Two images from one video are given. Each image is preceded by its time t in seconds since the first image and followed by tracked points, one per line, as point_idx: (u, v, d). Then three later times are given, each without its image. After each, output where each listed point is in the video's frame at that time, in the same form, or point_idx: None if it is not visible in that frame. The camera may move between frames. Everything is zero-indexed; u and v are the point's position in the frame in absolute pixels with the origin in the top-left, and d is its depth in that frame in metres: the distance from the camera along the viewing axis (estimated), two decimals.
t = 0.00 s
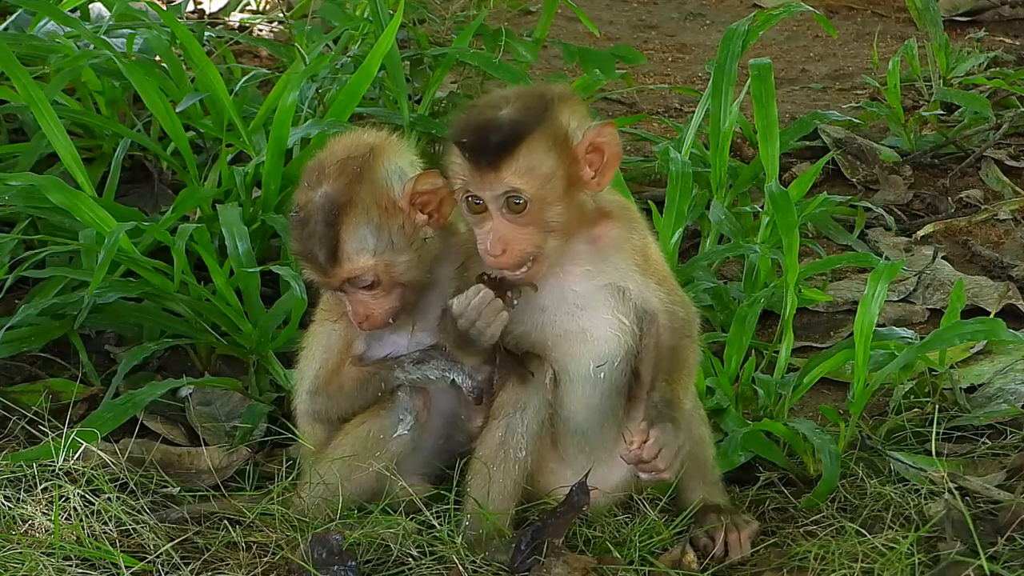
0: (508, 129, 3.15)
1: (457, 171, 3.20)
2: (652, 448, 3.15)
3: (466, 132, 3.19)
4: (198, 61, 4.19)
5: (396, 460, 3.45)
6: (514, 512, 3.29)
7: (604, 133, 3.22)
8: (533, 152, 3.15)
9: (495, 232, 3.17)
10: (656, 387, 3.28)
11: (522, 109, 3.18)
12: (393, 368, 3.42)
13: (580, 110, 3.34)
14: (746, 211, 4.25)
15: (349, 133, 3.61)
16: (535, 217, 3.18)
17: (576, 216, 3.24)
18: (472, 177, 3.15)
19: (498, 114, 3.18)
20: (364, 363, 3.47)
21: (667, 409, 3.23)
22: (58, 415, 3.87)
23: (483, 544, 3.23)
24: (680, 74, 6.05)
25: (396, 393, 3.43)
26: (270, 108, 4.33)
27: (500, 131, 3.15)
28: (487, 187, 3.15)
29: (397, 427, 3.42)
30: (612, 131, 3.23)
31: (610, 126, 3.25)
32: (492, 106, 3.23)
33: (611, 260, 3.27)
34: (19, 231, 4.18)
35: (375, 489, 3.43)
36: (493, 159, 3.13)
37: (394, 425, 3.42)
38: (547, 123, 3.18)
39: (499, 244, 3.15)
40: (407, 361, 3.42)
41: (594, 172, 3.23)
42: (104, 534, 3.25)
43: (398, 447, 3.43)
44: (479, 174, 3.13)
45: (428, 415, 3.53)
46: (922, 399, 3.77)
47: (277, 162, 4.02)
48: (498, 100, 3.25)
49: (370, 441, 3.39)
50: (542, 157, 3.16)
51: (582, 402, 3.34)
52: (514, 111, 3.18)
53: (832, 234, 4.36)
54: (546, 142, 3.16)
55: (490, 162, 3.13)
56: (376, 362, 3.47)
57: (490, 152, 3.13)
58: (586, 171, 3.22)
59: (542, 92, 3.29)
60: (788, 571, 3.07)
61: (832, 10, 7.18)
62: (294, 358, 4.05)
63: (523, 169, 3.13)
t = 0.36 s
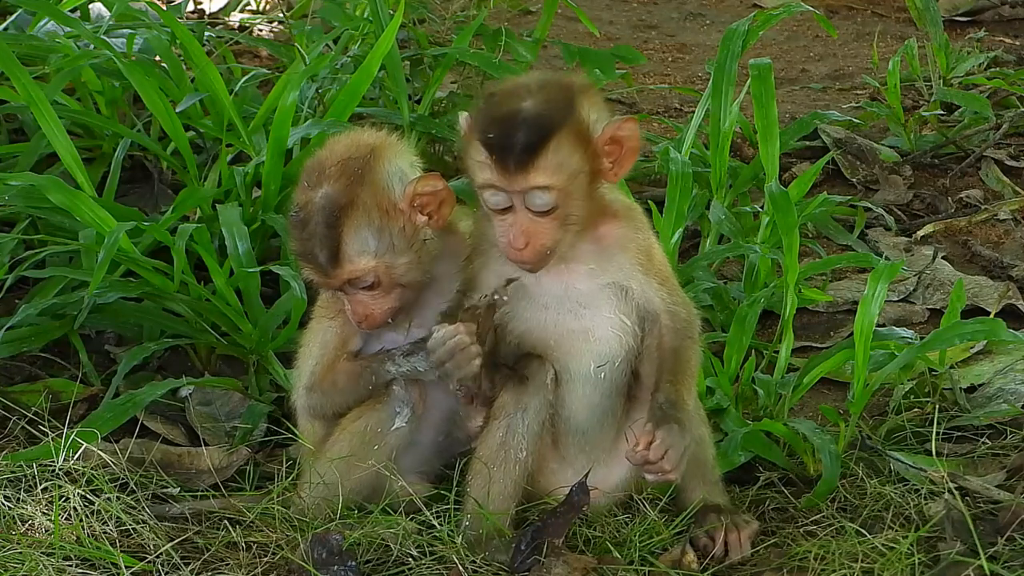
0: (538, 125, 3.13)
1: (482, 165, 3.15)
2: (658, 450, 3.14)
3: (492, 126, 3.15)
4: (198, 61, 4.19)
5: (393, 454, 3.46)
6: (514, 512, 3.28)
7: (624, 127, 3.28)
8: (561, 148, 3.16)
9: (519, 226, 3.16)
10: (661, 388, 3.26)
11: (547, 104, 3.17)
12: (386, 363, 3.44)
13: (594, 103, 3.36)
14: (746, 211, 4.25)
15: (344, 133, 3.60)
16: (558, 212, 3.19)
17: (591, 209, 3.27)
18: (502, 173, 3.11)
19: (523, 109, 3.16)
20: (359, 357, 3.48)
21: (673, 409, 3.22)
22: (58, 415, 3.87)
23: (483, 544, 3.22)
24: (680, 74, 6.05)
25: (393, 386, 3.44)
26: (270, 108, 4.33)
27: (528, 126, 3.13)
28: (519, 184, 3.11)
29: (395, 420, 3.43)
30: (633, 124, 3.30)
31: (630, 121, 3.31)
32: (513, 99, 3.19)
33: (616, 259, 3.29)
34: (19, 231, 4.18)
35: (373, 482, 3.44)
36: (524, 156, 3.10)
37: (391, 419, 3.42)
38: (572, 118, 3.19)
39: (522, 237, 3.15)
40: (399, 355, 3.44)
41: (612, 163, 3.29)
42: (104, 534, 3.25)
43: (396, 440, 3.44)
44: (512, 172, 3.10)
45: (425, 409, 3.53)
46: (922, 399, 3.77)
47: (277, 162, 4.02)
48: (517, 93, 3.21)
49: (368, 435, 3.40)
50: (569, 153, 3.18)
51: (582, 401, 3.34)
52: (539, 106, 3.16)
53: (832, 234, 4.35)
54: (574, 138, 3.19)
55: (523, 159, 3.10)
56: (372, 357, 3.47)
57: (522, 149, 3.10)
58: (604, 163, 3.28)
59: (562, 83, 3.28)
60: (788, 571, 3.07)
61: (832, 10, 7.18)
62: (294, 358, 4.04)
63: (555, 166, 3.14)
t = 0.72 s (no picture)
0: (547, 106, 3.19)
1: (493, 148, 3.24)
2: (669, 434, 3.15)
3: (507, 108, 3.23)
4: (197, 61, 4.19)
5: (383, 448, 3.41)
6: (514, 512, 3.28)
7: (645, 116, 3.27)
8: (572, 131, 3.21)
9: (530, 208, 3.22)
10: (671, 377, 3.28)
11: (560, 87, 3.23)
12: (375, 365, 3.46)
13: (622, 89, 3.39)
14: (745, 211, 4.25)
15: (344, 138, 3.57)
16: (569, 195, 3.24)
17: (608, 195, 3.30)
18: (508, 156, 3.18)
19: (538, 91, 3.23)
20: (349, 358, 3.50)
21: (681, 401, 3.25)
22: (58, 415, 3.87)
23: (483, 544, 3.23)
24: (680, 74, 6.05)
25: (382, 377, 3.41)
26: (270, 108, 4.33)
27: (540, 109, 3.20)
28: (524, 167, 3.18)
29: (384, 411, 3.39)
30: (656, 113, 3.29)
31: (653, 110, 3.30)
32: (533, 82, 3.28)
33: (635, 251, 3.31)
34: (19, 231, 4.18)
35: (369, 478, 3.41)
36: (532, 138, 3.17)
37: (380, 409, 3.38)
38: (587, 102, 3.23)
39: (532, 217, 3.21)
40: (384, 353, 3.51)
41: (632, 151, 3.30)
42: (104, 534, 3.25)
43: (387, 431, 3.40)
44: (516, 153, 3.17)
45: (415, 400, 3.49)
46: (922, 399, 3.77)
47: (277, 162, 4.03)
48: (539, 77, 3.29)
49: (358, 428, 3.36)
50: (580, 137, 3.22)
51: (586, 398, 3.34)
52: (553, 88, 3.23)
53: (832, 234, 4.35)
54: (585, 121, 3.23)
55: (527, 142, 3.17)
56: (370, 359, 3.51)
57: (529, 132, 3.17)
58: (622, 149, 3.29)
59: (586, 68, 3.33)
60: (788, 571, 3.07)
61: (832, 10, 7.18)
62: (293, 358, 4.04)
63: (560, 148, 3.20)
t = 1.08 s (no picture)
0: (536, 130, 3.17)
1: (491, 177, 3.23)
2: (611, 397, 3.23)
3: (495, 138, 3.21)
4: (197, 61, 4.19)
5: (382, 449, 3.42)
6: (514, 512, 3.29)
7: (633, 114, 3.28)
8: (564, 150, 3.21)
9: (538, 232, 3.23)
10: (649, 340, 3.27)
11: (543, 108, 3.20)
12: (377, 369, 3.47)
13: (603, 89, 3.37)
14: (745, 211, 4.25)
15: (349, 141, 3.57)
16: (575, 212, 3.25)
17: (610, 202, 3.30)
18: (509, 187, 3.18)
19: (521, 113, 3.19)
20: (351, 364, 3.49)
21: (678, 402, 3.29)
22: (58, 415, 3.87)
23: (483, 544, 3.23)
24: (680, 74, 6.05)
25: (382, 378, 3.42)
26: (270, 108, 4.33)
27: (529, 134, 3.17)
28: (527, 195, 3.17)
29: (384, 411, 3.39)
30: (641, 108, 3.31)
31: (640, 105, 3.31)
32: (514, 102, 3.24)
33: (636, 251, 3.33)
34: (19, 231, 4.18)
35: (369, 479, 3.42)
36: (530, 165, 3.16)
37: (380, 410, 3.39)
38: (573, 117, 3.22)
39: (543, 239, 3.22)
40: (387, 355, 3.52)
41: (626, 151, 3.30)
42: (104, 534, 3.25)
43: (386, 431, 3.40)
44: (516, 183, 3.16)
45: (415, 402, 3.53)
46: (922, 399, 3.77)
47: (277, 162, 4.03)
48: (519, 95, 3.25)
49: (358, 429, 3.36)
50: (573, 153, 3.22)
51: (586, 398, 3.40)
52: (537, 109, 3.20)
53: (832, 234, 4.35)
54: (576, 137, 3.22)
55: (525, 169, 3.15)
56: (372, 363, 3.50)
57: (525, 159, 3.15)
58: (617, 152, 3.29)
59: (565, 80, 3.30)
60: (788, 570, 3.07)
61: (832, 10, 7.18)
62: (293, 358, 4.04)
63: (556, 169, 3.20)
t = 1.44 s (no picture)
0: (552, 133, 3.12)
1: (506, 182, 3.18)
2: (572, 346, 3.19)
3: (508, 144, 3.16)
4: (197, 61, 4.19)
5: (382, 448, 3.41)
6: (514, 512, 3.28)
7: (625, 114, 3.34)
8: (581, 151, 3.17)
9: (552, 235, 3.21)
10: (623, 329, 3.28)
11: (556, 109, 3.15)
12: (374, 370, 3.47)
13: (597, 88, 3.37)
14: (745, 211, 4.25)
15: (345, 144, 3.56)
16: (588, 213, 3.23)
17: (617, 199, 3.30)
18: (528, 192, 3.14)
19: (534, 116, 3.15)
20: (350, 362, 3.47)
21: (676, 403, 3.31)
22: (58, 415, 3.87)
23: (483, 544, 3.23)
24: (680, 74, 6.05)
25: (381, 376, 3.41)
26: (270, 108, 4.33)
27: (545, 137, 3.12)
28: (546, 199, 3.14)
29: (384, 410, 3.38)
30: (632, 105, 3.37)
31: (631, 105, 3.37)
32: (522, 105, 3.19)
33: (629, 253, 3.33)
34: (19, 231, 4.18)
35: (369, 479, 3.41)
36: (548, 168, 3.12)
37: (380, 409, 3.37)
38: (585, 117, 3.18)
39: (558, 242, 3.21)
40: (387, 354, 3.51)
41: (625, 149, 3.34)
42: (104, 534, 3.25)
43: (386, 430, 3.39)
44: (537, 187, 3.12)
45: (414, 402, 3.53)
46: (922, 399, 3.77)
47: (277, 162, 4.02)
48: (525, 98, 3.21)
49: (358, 429, 3.35)
50: (589, 154, 3.19)
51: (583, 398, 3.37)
52: (550, 111, 3.15)
53: (832, 234, 4.35)
54: (591, 137, 3.19)
55: (545, 173, 3.11)
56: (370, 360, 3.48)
57: (542, 162, 3.11)
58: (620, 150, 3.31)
59: (565, 81, 3.26)
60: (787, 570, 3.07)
61: (832, 10, 7.18)
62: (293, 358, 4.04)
63: (576, 170, 3.16)
